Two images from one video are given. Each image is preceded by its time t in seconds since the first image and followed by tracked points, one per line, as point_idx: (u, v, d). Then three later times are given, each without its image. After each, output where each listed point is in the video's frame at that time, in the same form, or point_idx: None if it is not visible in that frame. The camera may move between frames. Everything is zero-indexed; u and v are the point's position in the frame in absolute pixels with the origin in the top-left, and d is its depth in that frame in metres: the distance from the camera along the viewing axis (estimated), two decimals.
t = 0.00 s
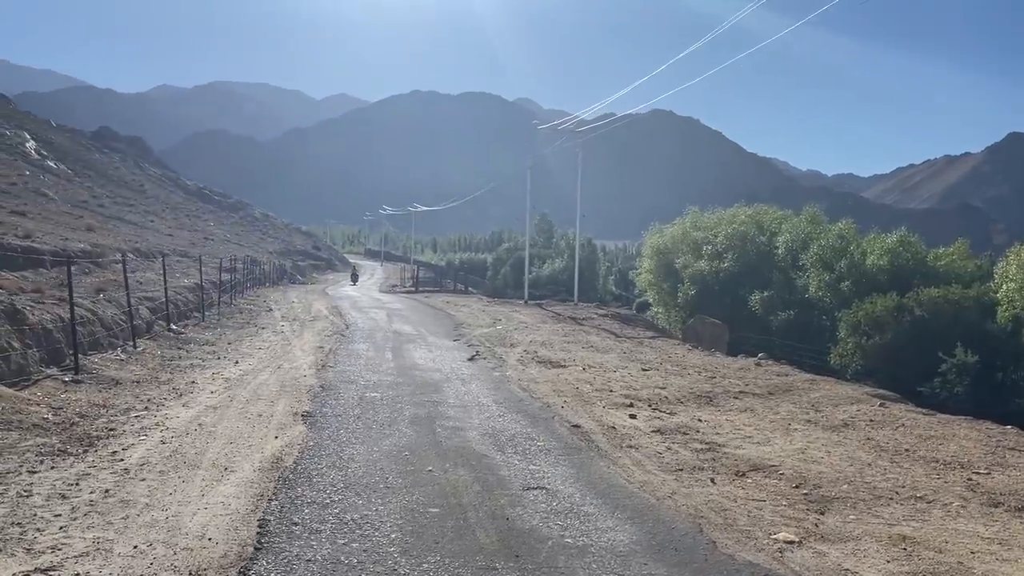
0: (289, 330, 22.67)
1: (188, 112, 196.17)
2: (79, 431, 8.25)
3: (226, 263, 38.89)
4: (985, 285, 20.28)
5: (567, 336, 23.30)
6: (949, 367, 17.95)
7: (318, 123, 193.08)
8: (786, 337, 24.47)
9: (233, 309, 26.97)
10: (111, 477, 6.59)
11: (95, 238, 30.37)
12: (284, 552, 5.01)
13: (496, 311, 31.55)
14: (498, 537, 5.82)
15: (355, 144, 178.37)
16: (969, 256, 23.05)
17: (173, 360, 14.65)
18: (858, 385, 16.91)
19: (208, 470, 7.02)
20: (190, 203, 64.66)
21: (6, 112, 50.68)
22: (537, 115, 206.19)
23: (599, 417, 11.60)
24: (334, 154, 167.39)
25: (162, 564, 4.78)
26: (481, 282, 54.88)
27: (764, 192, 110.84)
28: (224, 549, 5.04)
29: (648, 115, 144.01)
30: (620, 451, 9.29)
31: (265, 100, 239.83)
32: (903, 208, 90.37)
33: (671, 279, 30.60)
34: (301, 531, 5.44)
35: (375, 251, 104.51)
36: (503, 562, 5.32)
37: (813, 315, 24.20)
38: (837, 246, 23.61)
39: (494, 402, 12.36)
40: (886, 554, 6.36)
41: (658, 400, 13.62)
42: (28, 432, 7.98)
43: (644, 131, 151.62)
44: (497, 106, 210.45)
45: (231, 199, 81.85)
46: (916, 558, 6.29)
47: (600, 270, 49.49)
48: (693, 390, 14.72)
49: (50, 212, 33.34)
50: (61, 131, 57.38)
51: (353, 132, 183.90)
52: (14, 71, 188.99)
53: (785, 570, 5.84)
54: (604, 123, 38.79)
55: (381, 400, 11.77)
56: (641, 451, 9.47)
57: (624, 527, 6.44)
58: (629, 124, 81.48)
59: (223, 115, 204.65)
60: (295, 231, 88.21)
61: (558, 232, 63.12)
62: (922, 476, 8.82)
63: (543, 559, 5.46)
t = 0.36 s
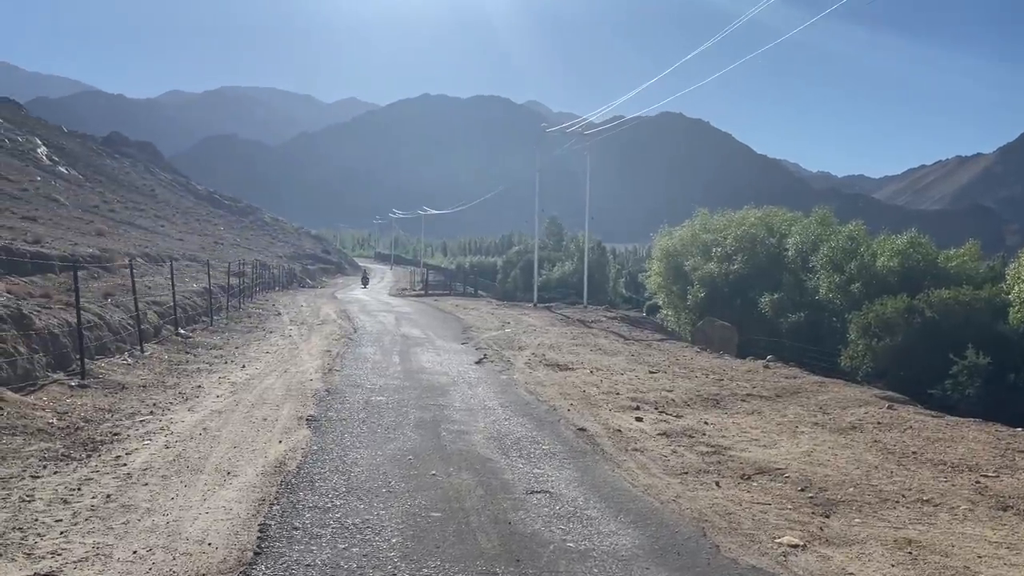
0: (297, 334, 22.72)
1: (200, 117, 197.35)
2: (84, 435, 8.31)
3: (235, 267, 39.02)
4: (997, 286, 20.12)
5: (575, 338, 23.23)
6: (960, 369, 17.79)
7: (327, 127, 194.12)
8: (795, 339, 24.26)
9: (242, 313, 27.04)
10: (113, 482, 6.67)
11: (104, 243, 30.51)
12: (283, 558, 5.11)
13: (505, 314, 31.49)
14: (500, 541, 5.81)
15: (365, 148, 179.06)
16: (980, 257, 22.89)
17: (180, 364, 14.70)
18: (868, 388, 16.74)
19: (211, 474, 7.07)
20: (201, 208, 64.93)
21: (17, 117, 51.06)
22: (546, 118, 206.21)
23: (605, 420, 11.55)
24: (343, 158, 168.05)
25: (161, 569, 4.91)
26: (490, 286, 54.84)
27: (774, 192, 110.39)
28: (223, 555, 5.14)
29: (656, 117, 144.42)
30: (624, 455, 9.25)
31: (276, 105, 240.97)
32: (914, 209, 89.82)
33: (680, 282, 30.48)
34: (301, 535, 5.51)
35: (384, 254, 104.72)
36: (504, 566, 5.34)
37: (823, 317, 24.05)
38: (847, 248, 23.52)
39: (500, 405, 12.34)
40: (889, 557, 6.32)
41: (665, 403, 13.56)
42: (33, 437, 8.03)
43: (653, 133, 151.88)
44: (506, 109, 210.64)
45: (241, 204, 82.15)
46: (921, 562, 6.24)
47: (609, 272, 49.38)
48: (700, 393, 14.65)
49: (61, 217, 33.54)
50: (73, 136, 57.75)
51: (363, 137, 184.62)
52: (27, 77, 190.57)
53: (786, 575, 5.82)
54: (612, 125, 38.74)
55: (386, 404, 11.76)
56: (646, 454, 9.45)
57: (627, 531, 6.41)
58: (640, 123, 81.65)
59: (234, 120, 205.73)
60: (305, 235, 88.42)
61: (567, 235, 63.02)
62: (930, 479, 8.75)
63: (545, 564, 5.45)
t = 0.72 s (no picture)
0: (309, 339, 22.79)
1: (213, 123, 198.70)
2: (97, 441, 8.37)
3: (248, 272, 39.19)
4: (1012, 288, 19.86)
5: (586, 342, 23.17)
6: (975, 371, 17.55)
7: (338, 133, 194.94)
8: (809, 341, 24.11)
9: (254, 318, 27.13)
10: (126, 488, 6.72)
11: (117, 249, 30.71)
12: (293, 564, 5.15)
13: (516, 318, 31.46)
14: (511, 547, 5.79)
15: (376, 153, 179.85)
16: (997, 258, 22.63)
17: (193, 370, 14.76)
18: (882, 390, 16.60)
19: (222, 480, 7.10)
20: (214, 214, 65.32)
21: (33, 124, 51.53)
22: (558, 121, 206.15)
23: (616, 424, 11.52)
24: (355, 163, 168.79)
25: None
26: (503, 290, 54.83)
27: (788, 193, 109.80)
28: (235, 561, 5.19)
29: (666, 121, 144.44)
30: (636, 459, 9.21)
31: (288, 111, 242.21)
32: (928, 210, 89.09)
33: (693, 284, 30.38)
34: (312, 541, 5.54)
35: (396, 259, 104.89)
36: (514, 572, 5.32)
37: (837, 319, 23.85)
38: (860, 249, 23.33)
39: (511, 409, 12.32)
40: (904, 563, 6.25)
41: (678, 407, 13.49)
42: (45, 443, 8.08)
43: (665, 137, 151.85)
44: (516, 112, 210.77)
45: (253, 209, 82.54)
46: (936, 568, 6.17)
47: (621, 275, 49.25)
48: (712, 397, 14.57)
49: (76, 224, 33.81)
50: (87, 143, 58.22)
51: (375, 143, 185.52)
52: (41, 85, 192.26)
53: None
54: (623, 128, 38.68)
55: (397, 409, 11.77)
56: (658, 458, 9.40)
57: (639, 536, 6.37)
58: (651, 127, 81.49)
59: (247, 126, 207.09)
60: (317, 240, 88.75)
61: (579, 238, 62.88)
62: (944, 484, 8.65)
63: (556, 570, 5.43)
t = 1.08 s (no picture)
0: (327, 341, 22.89)
1: (229, 128, 200.18)
2: (120, 443, 8.46)
3: (266, 276, 39.42)
4: None
5: (603, 344, 23.13)
6: (996, 372, 17.30)
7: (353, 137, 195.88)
8: (827, 342, 23.93)
9: (272, 322, 27.27)
10: (150, 489, 6.79)
11: (137, 253, 30.98)
12: (317, 565, 5.18)
13: (532, 320, 31.45)
14: (533, 549, 5.80)
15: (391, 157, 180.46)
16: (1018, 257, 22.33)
17: (213, 372, 14.88)
18: (902, 391, 16.44)
19: (245, 481, 7.15)
20: (231, 218, 65.81)
21: (53, 131, 52.13)
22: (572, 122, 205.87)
23: (635, 426, 11.49)
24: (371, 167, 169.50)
25: None
26: (518, 292, 54.84)
27: (805, 193, 108.91)
28: (259, 562, 5.23)
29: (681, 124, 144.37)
30: (655, 461, 9.18)
31: (304, 116, 243.67)
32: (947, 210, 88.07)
33: (709, 285, 30.28)
34: (334, 543, 5.57)
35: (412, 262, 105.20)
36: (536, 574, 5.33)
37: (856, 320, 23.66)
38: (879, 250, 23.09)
39: (529, 411, 12.32)
40: (930, 565, 6.20)
41: (696, 409, 13.44)
42: (71, 445, 8.18)
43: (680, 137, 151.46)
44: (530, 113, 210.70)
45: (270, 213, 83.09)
46: (962, 570, 6.11)
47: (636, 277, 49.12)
48: (731, 398, 14.50)
49: (96, 229, 34.15)
50: (106, 149, 58.80)
51: (390, 146, 186.27)
52: (61, 92, 194.46)
53: None
54: (638, 130, 38.58)
55: (415, 411, 11.80)
56: (678, 460, 9.36)
57: (660, 538, 6.35)
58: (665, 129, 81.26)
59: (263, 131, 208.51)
60: (333, 243, 89.15)
61: (594, 239, 62.76)
62: (968, 485, 8.58)
63: (579, 572, 5.42)
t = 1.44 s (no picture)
0: (345, 341, 22.99)
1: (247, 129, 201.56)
2: (143, 442, 8.53)
3: (283, 276, 39.63)
4: None
5: (620, 344, 23.05)
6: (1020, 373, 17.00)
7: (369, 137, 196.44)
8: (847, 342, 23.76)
9: (290, 322, 27.42)
10: (173, 489, 6.83)
11: (156, 254, 31.25)
12: (340, 563, 5.21)
13: (548, 320, 31.41)
14: (554, 549, 5.78)
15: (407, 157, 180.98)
16: None
17: (233, 372, 14.98)
18: (924, 392, 16.26)
19: (266, 480, 7.18)
20: (249, 219, 66.25)
21: (74, 133, 52.68)
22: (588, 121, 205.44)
23: (654, 426, 11.44)
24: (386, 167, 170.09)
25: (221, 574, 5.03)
26: (534, 291, 54.82)
27: (822, 193, 107.79)
28: (282, 561, 5.25)
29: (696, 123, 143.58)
30: (676, 461, 9.13)
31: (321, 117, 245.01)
32: (967, 208, 87.06)
33: (727, 285, 30.10)
34: (357, 542, 5.59)
35: (428, 262, 105.47)
36: (557, 574, 5.32)
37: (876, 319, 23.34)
38: (899, 249, 22.76)
39: (547, 411, 12.29)
40: (957, 566, 6.13)
41: (715, 409, 13.35)
42: (94, 444, 8.25)
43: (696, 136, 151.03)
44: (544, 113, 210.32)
45: (288, 214, 83.55)
46: (990, 573, 6.02)
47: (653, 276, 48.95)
48: (750, 398, 14.38)
49: (115, 230, 34.48)
50: (126, 150, 59.35)
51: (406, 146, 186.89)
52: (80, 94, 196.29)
53: None
54: (655, 128, 38.42)
55: (434, 410, 11.80)
56: (697, 461, 9.29)
57: (681, 539, 6.31)
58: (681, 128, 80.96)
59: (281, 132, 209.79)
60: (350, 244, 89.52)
61: (610, 239, 62.58)
62: (994, 486, 8.45)
63: (601, 571, 5.40)
